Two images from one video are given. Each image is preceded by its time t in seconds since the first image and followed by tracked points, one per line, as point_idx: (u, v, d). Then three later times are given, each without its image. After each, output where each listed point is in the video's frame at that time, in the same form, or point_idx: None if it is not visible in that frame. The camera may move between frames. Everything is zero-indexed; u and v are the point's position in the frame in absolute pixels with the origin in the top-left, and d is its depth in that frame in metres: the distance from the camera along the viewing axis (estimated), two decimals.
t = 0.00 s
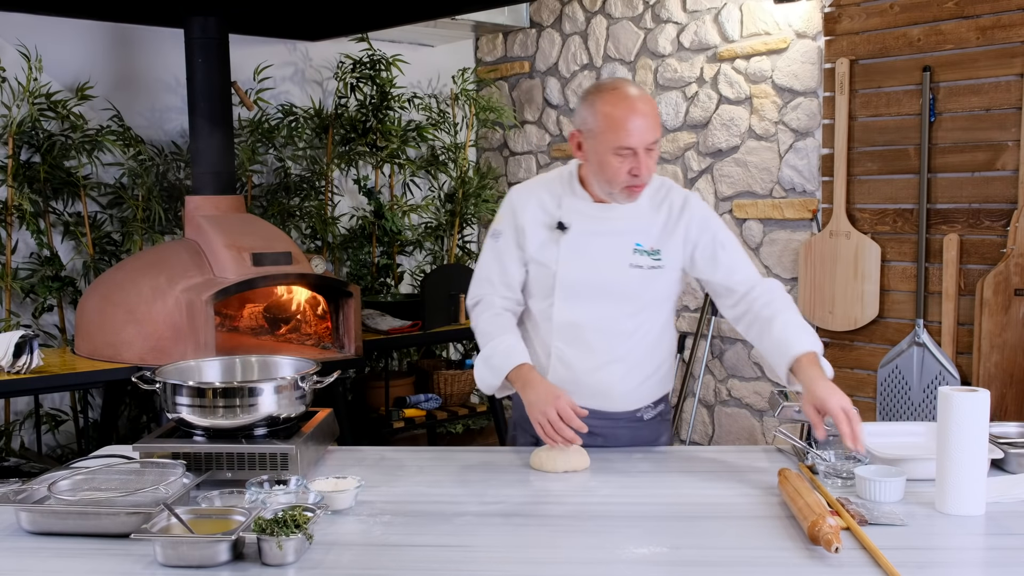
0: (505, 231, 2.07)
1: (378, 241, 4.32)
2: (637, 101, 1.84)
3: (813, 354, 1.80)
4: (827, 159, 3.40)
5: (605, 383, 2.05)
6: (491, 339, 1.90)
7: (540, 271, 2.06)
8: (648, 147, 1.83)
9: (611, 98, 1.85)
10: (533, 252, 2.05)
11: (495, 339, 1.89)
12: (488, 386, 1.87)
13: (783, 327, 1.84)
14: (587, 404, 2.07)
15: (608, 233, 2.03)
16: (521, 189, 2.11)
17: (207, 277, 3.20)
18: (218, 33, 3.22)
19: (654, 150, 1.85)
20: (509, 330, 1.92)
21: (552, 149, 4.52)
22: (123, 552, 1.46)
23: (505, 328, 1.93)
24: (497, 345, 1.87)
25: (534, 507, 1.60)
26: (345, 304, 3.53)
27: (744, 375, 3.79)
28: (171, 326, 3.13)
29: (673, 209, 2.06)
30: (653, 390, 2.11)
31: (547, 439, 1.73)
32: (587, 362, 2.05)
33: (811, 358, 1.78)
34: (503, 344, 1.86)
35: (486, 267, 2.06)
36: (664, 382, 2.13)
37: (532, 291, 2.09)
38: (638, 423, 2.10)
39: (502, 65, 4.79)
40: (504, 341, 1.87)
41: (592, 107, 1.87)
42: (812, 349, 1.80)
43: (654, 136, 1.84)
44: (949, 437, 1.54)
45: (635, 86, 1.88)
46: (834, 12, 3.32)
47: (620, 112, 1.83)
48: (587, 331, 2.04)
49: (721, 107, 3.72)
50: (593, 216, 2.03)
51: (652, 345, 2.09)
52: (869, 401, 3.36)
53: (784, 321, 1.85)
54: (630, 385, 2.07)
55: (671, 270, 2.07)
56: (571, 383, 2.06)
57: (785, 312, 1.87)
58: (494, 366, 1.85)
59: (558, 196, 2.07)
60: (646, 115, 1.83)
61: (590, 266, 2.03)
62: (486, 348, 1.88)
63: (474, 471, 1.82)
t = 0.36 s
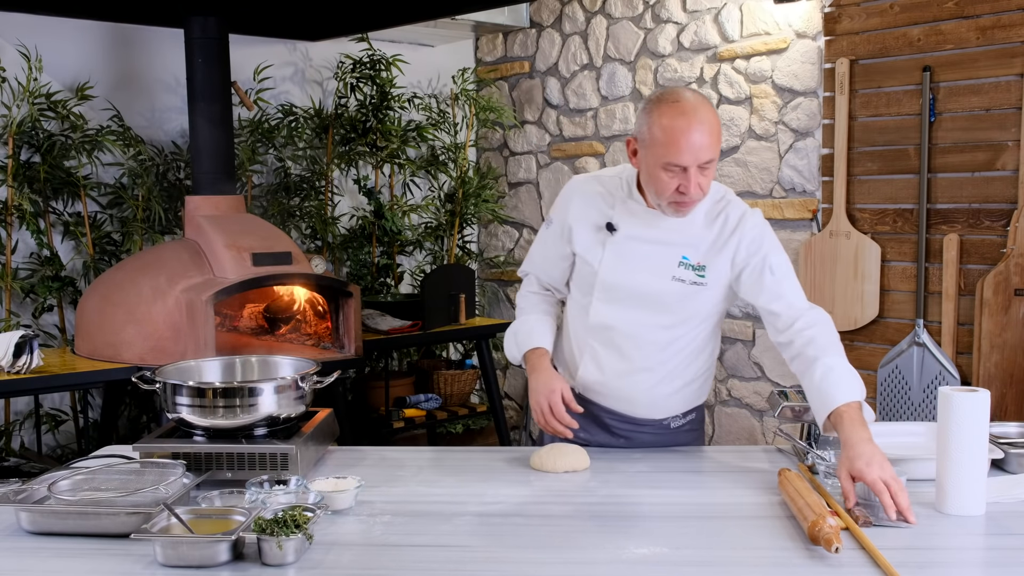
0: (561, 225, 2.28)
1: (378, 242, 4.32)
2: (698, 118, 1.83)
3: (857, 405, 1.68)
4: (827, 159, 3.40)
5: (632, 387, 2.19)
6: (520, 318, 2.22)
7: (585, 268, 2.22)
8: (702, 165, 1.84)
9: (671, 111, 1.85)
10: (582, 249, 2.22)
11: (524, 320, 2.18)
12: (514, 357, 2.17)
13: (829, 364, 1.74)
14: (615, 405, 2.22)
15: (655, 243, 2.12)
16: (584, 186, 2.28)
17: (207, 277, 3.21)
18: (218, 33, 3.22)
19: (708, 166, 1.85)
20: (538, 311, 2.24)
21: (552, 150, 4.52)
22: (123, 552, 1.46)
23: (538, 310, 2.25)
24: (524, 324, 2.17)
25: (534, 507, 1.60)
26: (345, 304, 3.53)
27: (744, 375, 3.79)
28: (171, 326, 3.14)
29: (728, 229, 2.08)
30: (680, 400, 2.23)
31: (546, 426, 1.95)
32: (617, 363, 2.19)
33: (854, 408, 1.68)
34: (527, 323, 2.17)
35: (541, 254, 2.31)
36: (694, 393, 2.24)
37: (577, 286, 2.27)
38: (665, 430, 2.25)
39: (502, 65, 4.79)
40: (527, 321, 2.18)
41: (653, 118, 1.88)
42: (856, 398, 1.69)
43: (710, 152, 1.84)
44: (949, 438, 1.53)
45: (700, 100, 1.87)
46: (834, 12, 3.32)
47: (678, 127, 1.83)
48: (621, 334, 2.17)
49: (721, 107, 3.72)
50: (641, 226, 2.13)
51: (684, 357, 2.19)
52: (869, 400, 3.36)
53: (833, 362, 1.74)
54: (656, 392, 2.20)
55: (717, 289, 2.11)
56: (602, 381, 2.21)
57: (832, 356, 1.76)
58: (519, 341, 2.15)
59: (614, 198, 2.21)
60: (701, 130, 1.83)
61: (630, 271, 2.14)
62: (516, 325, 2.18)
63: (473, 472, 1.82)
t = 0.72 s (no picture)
0: (577, 226, 2.28)
1: (378, 241, 4.33)
2: (697, 137, 1.83)
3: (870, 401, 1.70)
4: (827, 159, 3.40)
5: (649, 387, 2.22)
6: (539, 321, 2.20)
7: (603, 268, 2.24)
8: (690, 184, 1.86)
9: (675, 123, 1.85)
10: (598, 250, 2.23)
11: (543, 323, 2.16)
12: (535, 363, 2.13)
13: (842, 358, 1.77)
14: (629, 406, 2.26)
15: (674, 243, 2.15)
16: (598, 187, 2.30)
17: (207, 277, 3.21)
18: (218, 33, 3.22)
19: (698, 185, 1.86)
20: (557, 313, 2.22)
21: (552, 150, 4.52)
22: (123, 552, 1.46)
23: (558, 312, 2.23)
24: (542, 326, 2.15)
25: (534, 507, 1.60)
26: (345, 304, 3.53)
27: (744, 375, 3.79)
28: (171, 326, 3.14)
29: (746, 229, 2.13)
30: (693, 399, 2.27)
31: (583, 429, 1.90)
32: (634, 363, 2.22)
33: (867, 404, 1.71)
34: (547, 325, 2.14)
35: (557, 256, 2.31)
36: (707, 393, 2.27)
37: (594, 286, 2.28)
38: (678, 430, 2.29)
39: (502, 65, 4.79)
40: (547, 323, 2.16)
41: (658, 126, 1.89)
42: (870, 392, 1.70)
43: (700, 173, 1.85)
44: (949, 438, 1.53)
45: (707, 114, 1.87)
46: (834, 12, 3.32)
47: (676, 141, 1.84)
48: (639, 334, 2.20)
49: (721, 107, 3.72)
50: (659, 227, 2.15)
51: (700, 356, 2.23)
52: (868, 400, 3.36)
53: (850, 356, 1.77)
54: (672, 392, 2.23)
55: (733, 289, 2.16)
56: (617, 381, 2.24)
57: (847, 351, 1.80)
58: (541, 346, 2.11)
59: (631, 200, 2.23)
60: (696, 148, 1.83)
61: (648, 272, 2.17)
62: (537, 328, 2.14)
63: (473, 472, 1.82)
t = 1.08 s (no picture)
0: (563, 226, 2.34)
1: (378, 241, 4.33)
2: (669, 118, 2.00)
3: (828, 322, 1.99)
4: (827, 159, 3.40)
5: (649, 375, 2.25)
6: (537, 322, 2.18)
7: (592, 262, 2.29)
8: (668, 163, 2.02)
9: (647, 110, 2.02)
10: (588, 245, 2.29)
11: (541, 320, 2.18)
12: (546, 362, 2.10)
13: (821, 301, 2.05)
14: (629, 397, 2.26)
15: (661, 230, 2.24)
16: (579, 188, 2.36)
17: (207, 277, 3.21)
18: (218, 33, 3.22)
19: (674, 164, 2.02)
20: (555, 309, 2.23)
21: (552, 150, 4.52)
22: (123, 552, 1.46)
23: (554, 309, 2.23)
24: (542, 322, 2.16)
25: (534, 507, 1.60)
26: (345, 304, 3.53)
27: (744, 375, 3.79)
28: (171, 326, 3.14)
29: (727, 211, 2.26)
30: (693, 387, 2.28)
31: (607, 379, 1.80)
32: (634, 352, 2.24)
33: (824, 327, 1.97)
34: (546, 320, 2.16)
35: (545, 260, 2.33)
36: (706, 380, 2.29)
37: (584, 282, 2.32)
38: (677, 421, 2.28)
39: (502, 65, 4.79)
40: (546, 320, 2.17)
41: (629, 116, 2.05)
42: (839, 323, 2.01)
43: (675, 152, 2.00)
44: (949, 438, 1.54)
45: (677, 100, 2.03)
46: (834, 12, 3.32)
47: (649, 127, 2.00)
48: (636, 321, 2.24)
49: (721, 107, 3.72)
50: (645, 216, 2.24)
51: (696, 341, 2.27)
52: (869, 400, 3.36)
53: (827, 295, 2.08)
54: (672, 381, 2.25)
55: (720, 268, 2.26)
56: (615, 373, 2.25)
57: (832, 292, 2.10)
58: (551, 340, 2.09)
59: (614, 194, 2.30)
60: (669, 131, 1.99)
61: (639, 260, 2.24)
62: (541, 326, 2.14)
63: (473, 472, 1.82)
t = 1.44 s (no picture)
0: (531, 229, 2.27)
1: (378, 241, 4.33)
2: (638, 107, 2.02)
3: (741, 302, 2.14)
4: (827, 159, 3.40)
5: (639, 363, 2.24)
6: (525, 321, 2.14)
7: (564, 260, 2.26)
8: (644, 151, 2.04)
9: (616, 100, 2.04)
10: (560, 242, 2.26)
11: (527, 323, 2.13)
12: (547, 357, 2.09)
13: (750, 289, 2.16)
14: (617, 388, 2.25)
15: (628, 221, 2.24)
16: (538, 189, 2.31)
17: (207, 277, 3.21)
18: (218, 33, 3.22)
19: (649, 150, 2.05)
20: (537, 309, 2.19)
21: (552, 150, 4.52)
22: (123, 552, 1.46)
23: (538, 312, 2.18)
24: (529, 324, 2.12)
25: (534, 508, 1.60)
26: (345, 304, 3.53)
27: (744, 375, 3.79)
28: (171, 326, 3.14)
29: (681, 198, 2.30)
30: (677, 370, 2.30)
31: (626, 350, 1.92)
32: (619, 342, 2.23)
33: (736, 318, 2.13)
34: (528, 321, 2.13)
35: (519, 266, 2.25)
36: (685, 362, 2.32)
37: (558, 282, 2.28)
38: (665, 409, 2.29)
39: (502, 65, 4.79)
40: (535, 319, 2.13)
41: (597, 108, 2.07)
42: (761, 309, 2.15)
43: (650, 139, 2.03)
44: (949, 437, 1.54)
45: (642, 91, 2.06)
46: (834, 12, 3.32)
47: (621, 116, 2.02)
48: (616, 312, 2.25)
49: (721, 107, 3.72)
50: (610, 209, 2.24)
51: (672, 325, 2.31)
52: (869, 400, 3.36)
53: (751, 282, 2.19)
54: (660, 367, 2.26)
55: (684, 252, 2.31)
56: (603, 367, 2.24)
57: (758, 281, 2.21)
58: (547, 338, 2.07)
59: (577, 190, 2.27)
60: (641, 120, 2.01)
61: (611, 252, 2.24)
62: (533, 324, 2.10)
63: (473, 472, 1.82)
